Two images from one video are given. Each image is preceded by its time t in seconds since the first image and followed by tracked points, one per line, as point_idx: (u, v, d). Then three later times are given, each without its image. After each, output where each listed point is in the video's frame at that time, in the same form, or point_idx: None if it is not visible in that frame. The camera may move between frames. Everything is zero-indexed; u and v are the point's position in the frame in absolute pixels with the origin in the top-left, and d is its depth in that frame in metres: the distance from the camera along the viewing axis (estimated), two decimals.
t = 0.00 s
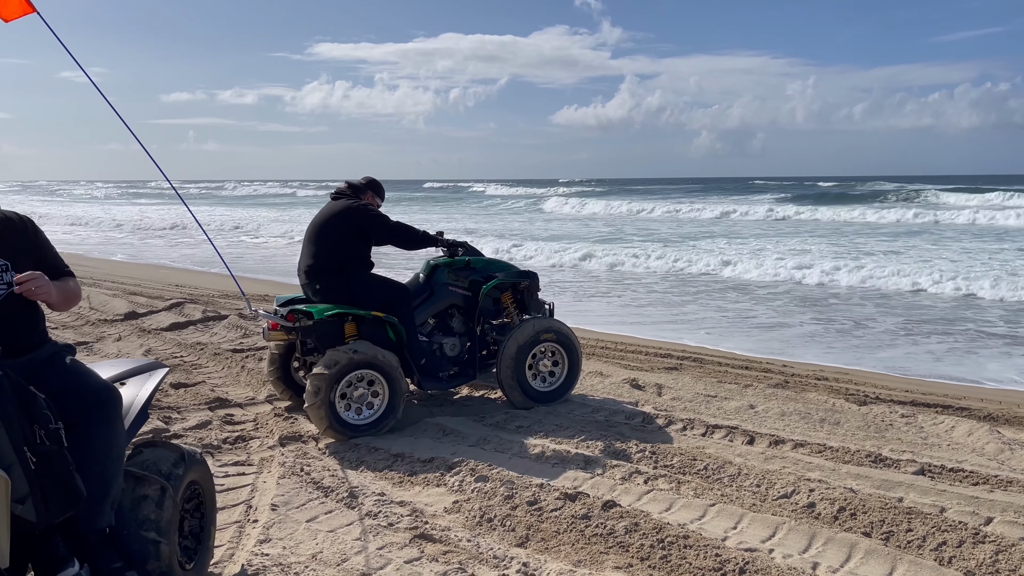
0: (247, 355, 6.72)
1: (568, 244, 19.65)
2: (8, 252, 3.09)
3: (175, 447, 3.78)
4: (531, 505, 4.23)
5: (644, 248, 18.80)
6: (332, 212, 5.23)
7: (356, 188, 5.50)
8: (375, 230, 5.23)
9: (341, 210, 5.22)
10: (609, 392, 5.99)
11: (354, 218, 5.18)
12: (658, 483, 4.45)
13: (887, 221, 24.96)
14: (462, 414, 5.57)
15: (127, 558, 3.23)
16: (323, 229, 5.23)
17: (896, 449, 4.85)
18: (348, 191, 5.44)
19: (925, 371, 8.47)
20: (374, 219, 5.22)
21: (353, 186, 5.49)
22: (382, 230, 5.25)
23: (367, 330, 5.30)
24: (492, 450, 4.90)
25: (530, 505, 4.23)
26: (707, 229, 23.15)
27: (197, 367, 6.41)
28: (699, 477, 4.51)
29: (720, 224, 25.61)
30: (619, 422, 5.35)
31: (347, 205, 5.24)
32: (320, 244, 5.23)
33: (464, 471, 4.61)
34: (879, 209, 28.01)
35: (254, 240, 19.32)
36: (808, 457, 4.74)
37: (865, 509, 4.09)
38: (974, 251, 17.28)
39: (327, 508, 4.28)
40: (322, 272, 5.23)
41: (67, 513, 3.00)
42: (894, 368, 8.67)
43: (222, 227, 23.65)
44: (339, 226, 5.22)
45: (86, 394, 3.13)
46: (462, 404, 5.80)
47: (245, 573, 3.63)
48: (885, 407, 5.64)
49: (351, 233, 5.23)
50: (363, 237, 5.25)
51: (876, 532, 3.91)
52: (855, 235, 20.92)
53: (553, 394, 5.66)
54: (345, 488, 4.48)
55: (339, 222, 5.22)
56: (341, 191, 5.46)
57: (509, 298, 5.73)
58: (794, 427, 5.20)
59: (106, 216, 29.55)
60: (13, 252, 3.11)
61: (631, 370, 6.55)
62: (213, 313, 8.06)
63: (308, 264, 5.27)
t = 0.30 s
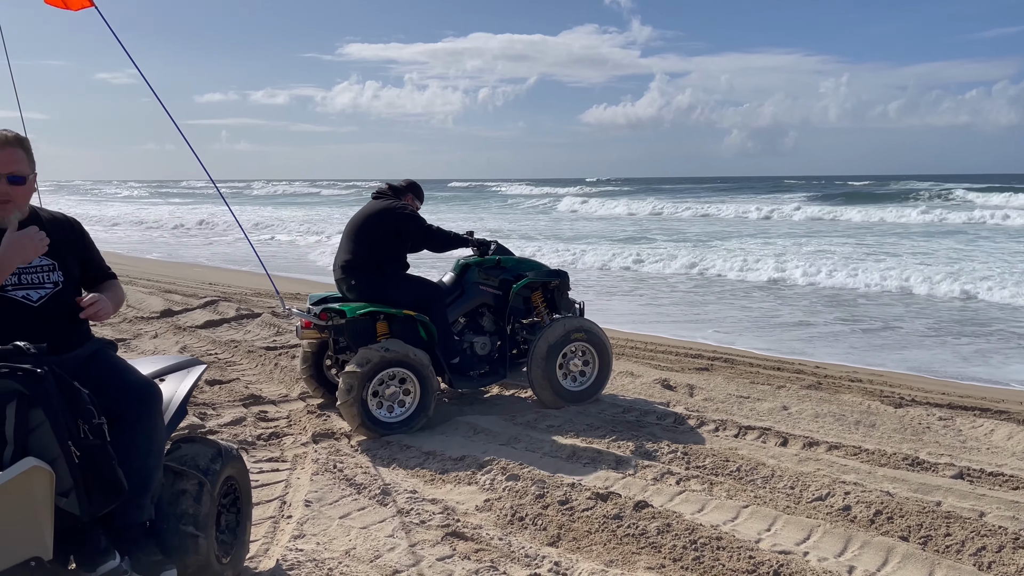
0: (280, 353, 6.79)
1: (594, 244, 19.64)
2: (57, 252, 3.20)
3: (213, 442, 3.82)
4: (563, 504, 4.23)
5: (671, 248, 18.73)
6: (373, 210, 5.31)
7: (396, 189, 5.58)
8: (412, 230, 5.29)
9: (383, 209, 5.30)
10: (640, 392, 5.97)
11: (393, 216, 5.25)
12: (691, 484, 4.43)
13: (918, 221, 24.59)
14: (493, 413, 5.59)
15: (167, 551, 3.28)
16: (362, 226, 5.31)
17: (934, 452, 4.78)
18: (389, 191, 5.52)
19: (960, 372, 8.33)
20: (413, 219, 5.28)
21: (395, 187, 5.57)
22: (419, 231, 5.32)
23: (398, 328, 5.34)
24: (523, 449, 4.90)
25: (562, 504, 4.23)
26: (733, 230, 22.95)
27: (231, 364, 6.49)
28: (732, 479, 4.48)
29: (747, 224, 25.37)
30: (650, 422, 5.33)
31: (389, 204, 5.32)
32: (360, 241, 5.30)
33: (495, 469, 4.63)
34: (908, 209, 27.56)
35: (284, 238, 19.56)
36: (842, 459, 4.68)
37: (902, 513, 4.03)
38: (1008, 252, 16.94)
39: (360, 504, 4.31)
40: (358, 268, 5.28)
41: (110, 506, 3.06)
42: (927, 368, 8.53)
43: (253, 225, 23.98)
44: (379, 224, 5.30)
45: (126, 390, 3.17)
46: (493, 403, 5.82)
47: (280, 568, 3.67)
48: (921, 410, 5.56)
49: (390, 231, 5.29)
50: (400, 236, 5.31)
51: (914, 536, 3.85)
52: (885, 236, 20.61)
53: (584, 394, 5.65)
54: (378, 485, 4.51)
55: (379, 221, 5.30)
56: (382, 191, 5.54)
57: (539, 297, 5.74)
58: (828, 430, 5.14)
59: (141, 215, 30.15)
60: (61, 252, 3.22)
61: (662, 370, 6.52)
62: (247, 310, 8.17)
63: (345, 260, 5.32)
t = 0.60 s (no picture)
0: (308, 352, 6.85)
1: (616, 244, 19.60)
2: (97, 253, 3.25)
3: (243, 440, 3.85)
4: (590, 506, 4.21)
5: (693, 248, 18.65)
6: (423, 203, 5.41)
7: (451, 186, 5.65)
8: (454, 232, 5.33)
9: (432, 205, 5.38)
10: (668, 393, 5.94)
11: (439, 215, 5.31)
12: (720, 486, 4.39)
13: (946, 222, 24.25)
14: (520, 413, 5.59)
15: (198, 548, 3.35)
16: (411, 218, 5.40)
17: (968, 456, 4.70)
18: (444, 187, 5.59)
19: (992, 374, 8.18)
20: (457, 221, 5.34)
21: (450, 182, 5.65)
22: (461, 233, 5.37)
23: (425, 328, 5.37)
24: (550, 449, 4.89)
25: (589, 505, 4.21)
26: (756, 230, 22.76)
27: (260, 363, 6.55)
28: (761, 481, 4.44)
29: (770, 225, 25.14)
30: (678, 423, 5.30)
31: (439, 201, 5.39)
32: (405, 231, 5.39)
33: (523, 469, 4.63)
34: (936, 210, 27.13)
35: (308, 238, 19.74)
36: (874, 463, 4.62)
37: (936, 518, 3.97)
38: None
39: (387, 503, 4.33)
40: (397, 257, 5.36)
41: (146, 502, 3.10)
42: (957, 369, 8.39)
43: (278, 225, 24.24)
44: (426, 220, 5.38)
45: (159, 388, 3.20)
46: (520, 403, 5.82)
47: (310, 566, 3.70)
48: (955, 413, 5.47)
49: (433, 229, 5.36)
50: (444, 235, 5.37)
51: (948, 542, 3.79)
52: (913, 237, 20.32)
53: (611, 394, 5.63)
54: (405, 484, 4.53)
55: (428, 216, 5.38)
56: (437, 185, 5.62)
57: (566, 298, 5.74)
58: (860, 433, 5.08)
59: (169, 216, 30.61)
60: (101, 253, 3.27)
61: (689, 371, 6.48)
62: (275, 310, 8.26)
63: (387, 245, 5.41)
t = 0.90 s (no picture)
0: (334, 352, 6.90)
1: (638, 245, 19.55)
2: (128, 253, 3.30)
3: (271, 439, 3.88)
4: (616, 508, 4.20)
5: (716, 249, 18.57)
6: (476, 192, 5.57)
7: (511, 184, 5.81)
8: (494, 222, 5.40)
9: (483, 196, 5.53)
10: (693, 395, 5.91)
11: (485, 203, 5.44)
12: (747, 490, 4.36)
13: (973, 222, 23.91)
14: (545, 414, 5.59)
15: (226, 546, 3.36)
16: (463, 205, 5.58)
17: (1001, 462, 4.62)
18: (502, 181, 5.75)
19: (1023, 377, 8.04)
20: (499, 211, 5.42)
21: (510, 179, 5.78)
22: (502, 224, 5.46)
23: (451, 329, 5.44)
24: (575, 451, 4.89)
25: (615, 507, 4.20)
26: (780, 232, 22.55)
27: (286, 363, 6.61)
28: (788, 485, 4.39)
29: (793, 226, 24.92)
30: (704, 426, 5.26)
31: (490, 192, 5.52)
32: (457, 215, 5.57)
33: (547, 471, 4.62)
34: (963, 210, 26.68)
35: (331, 239, 19.91)
36: (904, 467, 4.56)
37: (968, 524, 3.91)
38: None
39: (413, 504, 4.35)
40: (441, 239, 5.54)
41: (175, 501, 3.12)
42: (987, 372, 8.26)
43: (302, 226, 24.46)
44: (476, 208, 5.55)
45: (192, 388, 3.21)
46: (544, 405, 5.82)
47: (336, 565, 3.72)
48: (986, 417, 5.38)
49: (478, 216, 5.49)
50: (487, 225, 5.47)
51: (982, 548, 3.72)
52: (939, 239, 20.03)
53: (636, 396, 5.62)
54: (431, 484, 4.54)
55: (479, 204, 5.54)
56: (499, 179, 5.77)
57: (591, 299, 5.75)
58: (889, 436, 5.02)
59: (192, 218, 30.99)
60: (132, 253, 3.32)
61: (714, 373, 6.44)
62: (301, 310, 8.32)
63: (437, 226, 5.62)
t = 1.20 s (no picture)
0: (358, 353, 6.95)
1: (658, 247, 19.47)
2: (156, 253, 3.34)
3: (298, 440, 3.91)
4: (640, 511, 4.18)
5: (737, 251, 18.44)
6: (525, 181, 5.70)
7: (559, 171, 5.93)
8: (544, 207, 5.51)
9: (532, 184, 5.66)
10: (718, 399, 5.88)
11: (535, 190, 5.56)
12: (772, 494, 4.33)
13: (998, 223, 23.55)
14: (568, 417, 5.60)
15: (254, 545, 3.39)
16: (512, 194, 5.69)
17: None
18: (550, 169, 5.88)
19: None
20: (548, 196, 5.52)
21: (556, 167, 5.92)
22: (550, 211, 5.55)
23: (475, 330, 5.50)
24: (599, 454, 4.88)
25: (639, 511, 4.19)
26: (802, 234, 22.36)
27: (311, 364, 6.67)
28: (815, 490, 4.36)
29: (815, 228, 24.70)
30: (729, 430, 5.24)
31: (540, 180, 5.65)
32: (505, 204, 5.66)
33: (571, 474, 4.62)
34: (989, 212, 26.28)
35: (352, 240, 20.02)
36: (933, 473, 4.51)
37: (999, 530, 3.86)
38: None
39: (437, 505, 4.37)
40: (491, 228, 5.61)
41: (203, 502, 3.15)
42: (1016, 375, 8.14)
43: (323, 228, 24.62)
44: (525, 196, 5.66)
45: (218, 388, 3.22)
46: (567, 407, 5.82)
47: (362, 566, 3.74)
48: (1017, 422, 5.31)
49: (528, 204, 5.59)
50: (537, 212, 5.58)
51: (1013, 556, 3.67)
52: (965, 240, 19.76)
53: (661, 399, 5.61)
54: (455, 486, 4.56)
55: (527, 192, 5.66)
56: (544, 169, 5.90)
57: (617, 303, 5.76)
58: (917, 441, 4.96)
59: (215, 220, 31.32)
60: (159, 252, 3.37)
61: (739, 376, 6.40)
62: (325, 312, 8.38)
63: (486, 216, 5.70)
